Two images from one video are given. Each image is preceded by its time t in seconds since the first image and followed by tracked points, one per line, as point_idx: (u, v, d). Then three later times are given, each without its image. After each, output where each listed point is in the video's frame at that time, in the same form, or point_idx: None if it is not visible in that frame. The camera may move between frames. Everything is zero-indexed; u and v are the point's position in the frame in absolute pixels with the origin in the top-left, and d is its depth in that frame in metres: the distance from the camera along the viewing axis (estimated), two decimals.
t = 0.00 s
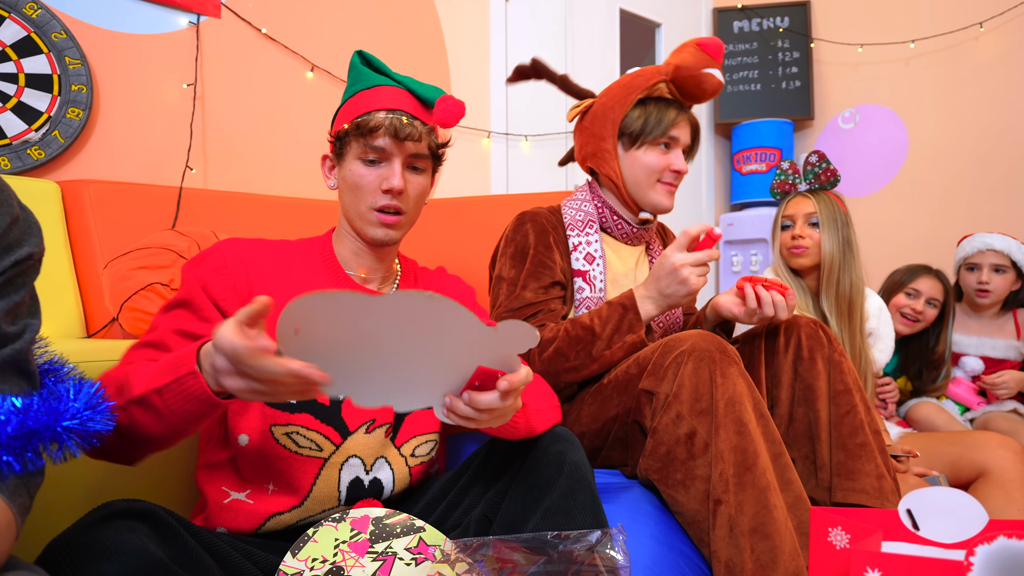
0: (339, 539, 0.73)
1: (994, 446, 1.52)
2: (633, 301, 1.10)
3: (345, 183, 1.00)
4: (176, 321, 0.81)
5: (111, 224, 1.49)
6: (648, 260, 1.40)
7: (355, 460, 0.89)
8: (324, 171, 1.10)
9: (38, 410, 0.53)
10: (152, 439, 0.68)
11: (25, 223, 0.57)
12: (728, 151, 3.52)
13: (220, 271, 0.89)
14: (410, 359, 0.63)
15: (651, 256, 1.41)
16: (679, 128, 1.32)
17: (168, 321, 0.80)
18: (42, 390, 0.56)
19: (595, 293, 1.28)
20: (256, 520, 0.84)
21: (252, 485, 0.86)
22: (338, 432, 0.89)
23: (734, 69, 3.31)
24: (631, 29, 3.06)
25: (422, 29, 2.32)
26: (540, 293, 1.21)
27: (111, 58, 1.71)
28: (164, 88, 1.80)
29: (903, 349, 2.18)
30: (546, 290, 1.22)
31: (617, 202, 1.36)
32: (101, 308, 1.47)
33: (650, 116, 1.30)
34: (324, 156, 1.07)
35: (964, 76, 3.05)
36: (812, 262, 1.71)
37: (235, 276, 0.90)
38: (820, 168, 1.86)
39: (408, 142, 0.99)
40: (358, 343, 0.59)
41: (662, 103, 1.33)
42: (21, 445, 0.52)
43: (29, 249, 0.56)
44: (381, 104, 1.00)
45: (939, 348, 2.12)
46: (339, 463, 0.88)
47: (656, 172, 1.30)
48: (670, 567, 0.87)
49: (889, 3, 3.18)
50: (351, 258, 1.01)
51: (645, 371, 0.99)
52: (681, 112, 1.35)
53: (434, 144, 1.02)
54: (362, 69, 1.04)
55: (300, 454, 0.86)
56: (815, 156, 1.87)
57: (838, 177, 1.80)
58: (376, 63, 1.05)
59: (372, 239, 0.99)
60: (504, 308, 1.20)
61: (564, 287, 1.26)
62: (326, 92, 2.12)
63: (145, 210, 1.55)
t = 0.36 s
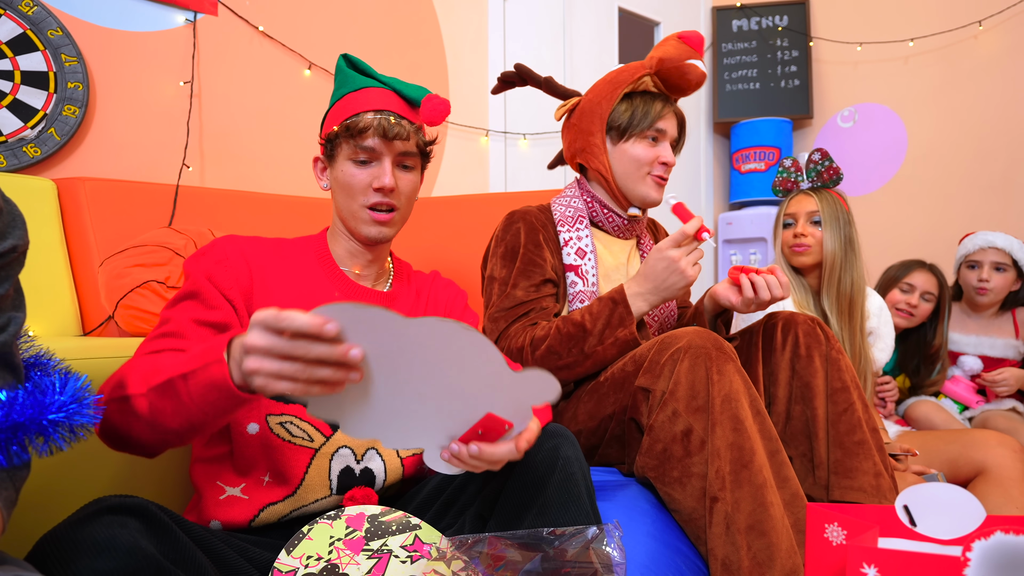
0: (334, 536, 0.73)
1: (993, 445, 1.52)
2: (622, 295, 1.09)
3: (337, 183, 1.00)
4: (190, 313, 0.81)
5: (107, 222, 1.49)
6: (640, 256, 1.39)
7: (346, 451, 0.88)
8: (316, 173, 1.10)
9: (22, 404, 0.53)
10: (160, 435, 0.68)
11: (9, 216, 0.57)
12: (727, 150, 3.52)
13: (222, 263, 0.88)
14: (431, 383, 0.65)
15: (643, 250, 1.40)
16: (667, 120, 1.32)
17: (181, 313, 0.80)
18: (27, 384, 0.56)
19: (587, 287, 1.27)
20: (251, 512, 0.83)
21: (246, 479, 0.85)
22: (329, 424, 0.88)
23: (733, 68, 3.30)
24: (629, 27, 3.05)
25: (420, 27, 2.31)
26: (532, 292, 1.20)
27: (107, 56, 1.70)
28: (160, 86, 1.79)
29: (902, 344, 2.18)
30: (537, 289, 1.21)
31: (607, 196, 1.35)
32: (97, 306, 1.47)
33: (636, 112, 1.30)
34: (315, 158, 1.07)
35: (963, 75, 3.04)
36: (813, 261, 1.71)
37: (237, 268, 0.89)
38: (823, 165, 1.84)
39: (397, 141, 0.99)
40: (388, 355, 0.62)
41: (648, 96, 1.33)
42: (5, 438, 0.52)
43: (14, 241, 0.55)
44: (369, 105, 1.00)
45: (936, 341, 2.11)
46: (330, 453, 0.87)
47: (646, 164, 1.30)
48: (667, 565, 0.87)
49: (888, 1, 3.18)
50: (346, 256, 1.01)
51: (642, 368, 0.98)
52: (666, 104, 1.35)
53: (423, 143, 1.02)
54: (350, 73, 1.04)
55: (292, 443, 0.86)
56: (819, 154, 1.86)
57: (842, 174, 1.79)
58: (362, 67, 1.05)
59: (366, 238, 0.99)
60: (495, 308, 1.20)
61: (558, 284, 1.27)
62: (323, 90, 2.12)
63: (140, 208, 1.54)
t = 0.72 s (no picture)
0: (333, 537, 0.73)
1: (992, 445, 1.52)
2: (632, 286, 1.10)
3: (345, 185, 1.00)
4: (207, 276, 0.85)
5: (106, 222, 1.49)
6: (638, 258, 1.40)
7: (344, 447, 0.87)
8: (323, 173, 1.10)
9: (22, 406, 0.53)
10: (167, 343, 0.71)
11: (10, 217, 0.56)
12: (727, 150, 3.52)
13: (244, 241, 0.92)
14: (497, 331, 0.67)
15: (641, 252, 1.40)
16: (684, 145, 1.32)
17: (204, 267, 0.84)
18: (28, 385, 0.56)
19: (588, 289, 1.27)
20: (247, 506, 0.83)
21: (240, 469, 0.86)
22: (330, 417, 0.88)
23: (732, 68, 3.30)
24: (629, 27, 3.06)
25: (419, 27, 2.31)
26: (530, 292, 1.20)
27: (107, 57, 1.70)
28: (160, 86, 1.79)
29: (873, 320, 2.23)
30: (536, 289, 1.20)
31: (608, 203, 1.36)
32: (96, 307, 1.47)
33: (657, 131, 1.29)
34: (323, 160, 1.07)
35: (963, 75, 3.05)
36: (812, 261, 1.71)
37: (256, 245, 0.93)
38: (826, 166, 1.85)
39: (409, 148, 0.99)
40: (479, 293, 0.68)
41: (673, 116, 1.31)
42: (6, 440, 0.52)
43: (15, 242, 0.55)
44: (379, 109, 1.00)
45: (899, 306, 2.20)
46: (331, 447, 0.87)
47: (652, 185, 1.31)
48: (666, 565, 0.87)
49: (887, 2, 3.18)
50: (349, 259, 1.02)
51: (642, 369, 0.98)
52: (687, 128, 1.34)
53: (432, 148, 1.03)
54: (359, 75, 1.04)
55: (294, 434, 0.87)
56: (820, 154, 1.85)
57: (844, 175, 1.78)
58: (371, 70, 1.06)
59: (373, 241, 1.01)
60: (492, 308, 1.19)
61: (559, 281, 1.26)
62: (323, 90, 2.12)
63: (140, 208, 1.54)
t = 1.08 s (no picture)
0: (331, 538, 0.74)
1: (991, 446, 1.51)
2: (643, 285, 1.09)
3: (350, 183, 0.99)
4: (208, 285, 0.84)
5: (104, 222, 1.48)
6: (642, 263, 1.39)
7: (344, 452, 0.88)
8: (326, 175, 1.10)
9: (18, 407, 0.53)
10: (152, 376, 0.69)
11: (6, 218, 0.56)
12: (726, 151, 3.52)
13: (243, 246, 0.92)
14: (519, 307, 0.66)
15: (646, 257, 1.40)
16: (695, 161, 1.31)
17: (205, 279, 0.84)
18: (24, 387, 0.56)
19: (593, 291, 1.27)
20: (246, 512, 0.83)
21: (240, 474, 0.85)
22: (330, 423, 0.88)
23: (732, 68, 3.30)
24: (628, 28, 3.06)
25: (419, 27, 2.31)
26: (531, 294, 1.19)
27: (106, 57, 1.70)
28: (158, 86, 1.79)
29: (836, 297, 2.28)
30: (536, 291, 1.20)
31: (613, 210, 1.36)
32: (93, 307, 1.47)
33: (670, 142, 1.27)
34: (327, 159, 1.07)
35: (962, 76, 3.05)
36: (810, 261, 1.71)
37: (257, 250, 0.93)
38: (825, 166, 1.84)
39: (414, 143, 0.98)
40: (484, 274, 0.65)
41: (688, 130, 1.30)
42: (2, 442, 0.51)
43: (11, 242, 0.55)
44: (382, 107, 1.00)
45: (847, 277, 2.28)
46: (329, 453, 0.87)
47: (658, 199, 1.31)
48: (665, 567, 0.86)
49: (886, 2, 3.18)
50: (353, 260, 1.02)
51: (641, 369, 0.98)
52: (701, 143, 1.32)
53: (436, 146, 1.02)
54: (363, 77, 1.05)
55: (294, 440, 0.86)
56: (821, 155, 1.85)
57: (843, 176, 1.78)
58: (373, 73, 1.07)
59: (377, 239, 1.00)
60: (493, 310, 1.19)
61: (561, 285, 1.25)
62: (322, 91, 2.12)
63: (138, 208, 1.54)
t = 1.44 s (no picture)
0: (330, 540, 0.73)
1: (989, 447, 1.51)
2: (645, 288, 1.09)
3: (331, 180, 0.99)
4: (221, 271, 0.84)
5: (103, 223, 1.48)
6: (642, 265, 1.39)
7: (343, 456, 0.88)
8: (306, 175, 1.10)
9: (16, 410, 0.53)
10: (160, 354, 0.68)
11: (4, 221, 0.56)
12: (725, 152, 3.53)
13: (239, 245, 0.91)
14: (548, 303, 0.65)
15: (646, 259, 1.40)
16: (694, 168, 1.30)
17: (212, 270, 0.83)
18: (22, 390, 0.56)
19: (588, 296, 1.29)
20: (245, 517, 0.84)
21: (237, 476, 0.85)
22: (327, 426, 0.88)
23: (731, 69, 3.30)
24: (628, 28, 3.06)
25: (418, 28, 2.32)
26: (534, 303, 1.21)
27: (105, 58, 1.70)
28: (157, 87, 1.79)
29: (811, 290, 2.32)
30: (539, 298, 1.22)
31: (612, 212, 1.39)
32: (93, 308, 1.47)
33: (669, 149, 1.27)
34: (304, 161, 1.07)
35: (961, 76, 3.05)
36: (809, 262, 1.71)
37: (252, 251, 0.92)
38: (825, 168, 1.84)
39: (389, 128, 0.98)
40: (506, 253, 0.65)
41: (688, 137, 1.28)
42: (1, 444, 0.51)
43: (9, 246, 0.55)
44: (353, 98, 1.00)
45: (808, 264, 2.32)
46: (329, 458, 0.87)
47: (655, 205, 1.32)
48: (663, 567, 0.86)
49: (886, 3, 3.18)
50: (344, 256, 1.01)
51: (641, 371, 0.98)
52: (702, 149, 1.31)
53: (412, 129, 1.02)
54: (329, 70, 1.05)
55: (294, 445, 0.86)
56: (820, 156, 1.85)
57: (843, 178, 1.78)
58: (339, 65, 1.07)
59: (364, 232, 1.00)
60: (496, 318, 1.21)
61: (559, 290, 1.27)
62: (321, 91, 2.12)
63: (137, 209, 1.54)
